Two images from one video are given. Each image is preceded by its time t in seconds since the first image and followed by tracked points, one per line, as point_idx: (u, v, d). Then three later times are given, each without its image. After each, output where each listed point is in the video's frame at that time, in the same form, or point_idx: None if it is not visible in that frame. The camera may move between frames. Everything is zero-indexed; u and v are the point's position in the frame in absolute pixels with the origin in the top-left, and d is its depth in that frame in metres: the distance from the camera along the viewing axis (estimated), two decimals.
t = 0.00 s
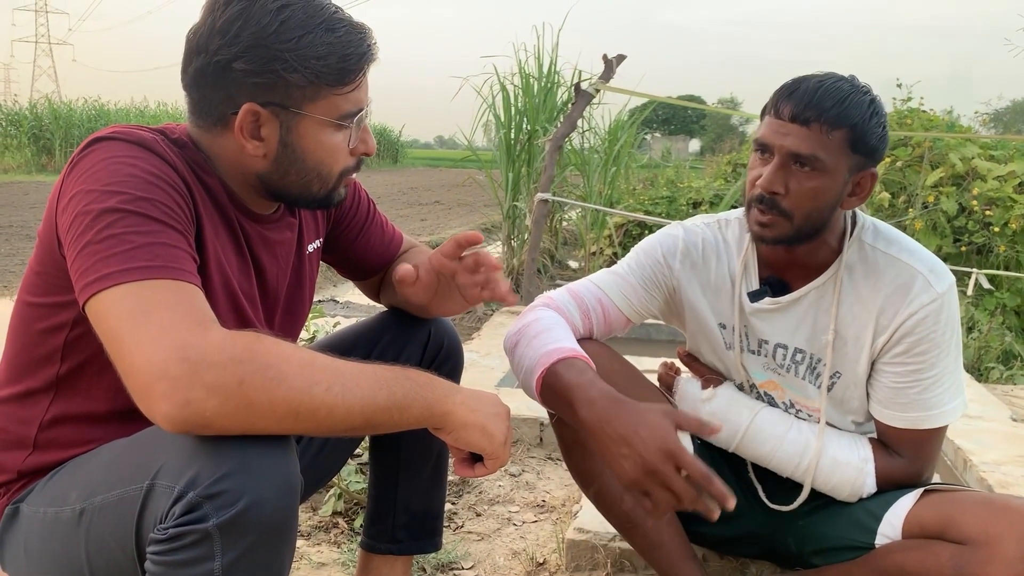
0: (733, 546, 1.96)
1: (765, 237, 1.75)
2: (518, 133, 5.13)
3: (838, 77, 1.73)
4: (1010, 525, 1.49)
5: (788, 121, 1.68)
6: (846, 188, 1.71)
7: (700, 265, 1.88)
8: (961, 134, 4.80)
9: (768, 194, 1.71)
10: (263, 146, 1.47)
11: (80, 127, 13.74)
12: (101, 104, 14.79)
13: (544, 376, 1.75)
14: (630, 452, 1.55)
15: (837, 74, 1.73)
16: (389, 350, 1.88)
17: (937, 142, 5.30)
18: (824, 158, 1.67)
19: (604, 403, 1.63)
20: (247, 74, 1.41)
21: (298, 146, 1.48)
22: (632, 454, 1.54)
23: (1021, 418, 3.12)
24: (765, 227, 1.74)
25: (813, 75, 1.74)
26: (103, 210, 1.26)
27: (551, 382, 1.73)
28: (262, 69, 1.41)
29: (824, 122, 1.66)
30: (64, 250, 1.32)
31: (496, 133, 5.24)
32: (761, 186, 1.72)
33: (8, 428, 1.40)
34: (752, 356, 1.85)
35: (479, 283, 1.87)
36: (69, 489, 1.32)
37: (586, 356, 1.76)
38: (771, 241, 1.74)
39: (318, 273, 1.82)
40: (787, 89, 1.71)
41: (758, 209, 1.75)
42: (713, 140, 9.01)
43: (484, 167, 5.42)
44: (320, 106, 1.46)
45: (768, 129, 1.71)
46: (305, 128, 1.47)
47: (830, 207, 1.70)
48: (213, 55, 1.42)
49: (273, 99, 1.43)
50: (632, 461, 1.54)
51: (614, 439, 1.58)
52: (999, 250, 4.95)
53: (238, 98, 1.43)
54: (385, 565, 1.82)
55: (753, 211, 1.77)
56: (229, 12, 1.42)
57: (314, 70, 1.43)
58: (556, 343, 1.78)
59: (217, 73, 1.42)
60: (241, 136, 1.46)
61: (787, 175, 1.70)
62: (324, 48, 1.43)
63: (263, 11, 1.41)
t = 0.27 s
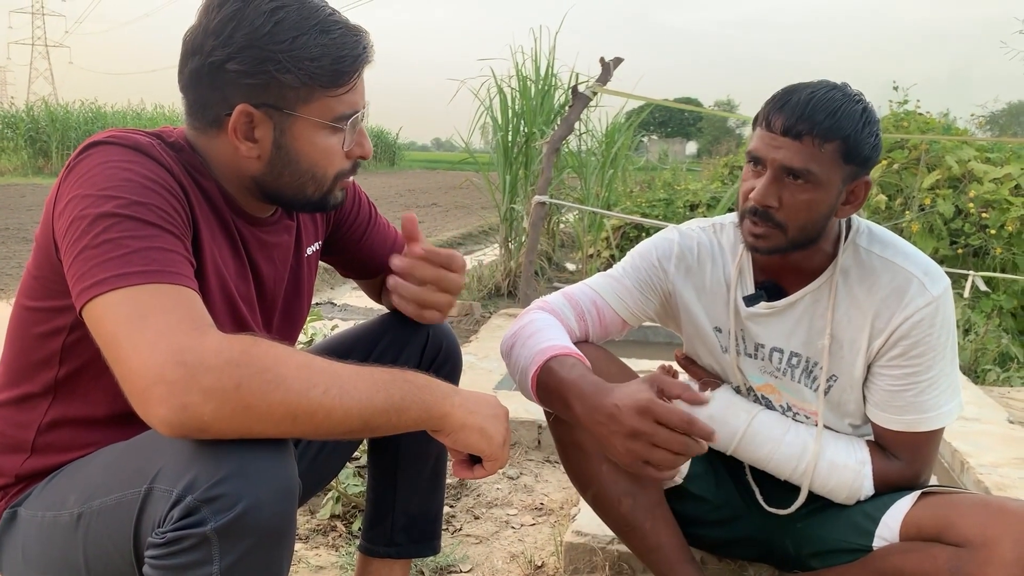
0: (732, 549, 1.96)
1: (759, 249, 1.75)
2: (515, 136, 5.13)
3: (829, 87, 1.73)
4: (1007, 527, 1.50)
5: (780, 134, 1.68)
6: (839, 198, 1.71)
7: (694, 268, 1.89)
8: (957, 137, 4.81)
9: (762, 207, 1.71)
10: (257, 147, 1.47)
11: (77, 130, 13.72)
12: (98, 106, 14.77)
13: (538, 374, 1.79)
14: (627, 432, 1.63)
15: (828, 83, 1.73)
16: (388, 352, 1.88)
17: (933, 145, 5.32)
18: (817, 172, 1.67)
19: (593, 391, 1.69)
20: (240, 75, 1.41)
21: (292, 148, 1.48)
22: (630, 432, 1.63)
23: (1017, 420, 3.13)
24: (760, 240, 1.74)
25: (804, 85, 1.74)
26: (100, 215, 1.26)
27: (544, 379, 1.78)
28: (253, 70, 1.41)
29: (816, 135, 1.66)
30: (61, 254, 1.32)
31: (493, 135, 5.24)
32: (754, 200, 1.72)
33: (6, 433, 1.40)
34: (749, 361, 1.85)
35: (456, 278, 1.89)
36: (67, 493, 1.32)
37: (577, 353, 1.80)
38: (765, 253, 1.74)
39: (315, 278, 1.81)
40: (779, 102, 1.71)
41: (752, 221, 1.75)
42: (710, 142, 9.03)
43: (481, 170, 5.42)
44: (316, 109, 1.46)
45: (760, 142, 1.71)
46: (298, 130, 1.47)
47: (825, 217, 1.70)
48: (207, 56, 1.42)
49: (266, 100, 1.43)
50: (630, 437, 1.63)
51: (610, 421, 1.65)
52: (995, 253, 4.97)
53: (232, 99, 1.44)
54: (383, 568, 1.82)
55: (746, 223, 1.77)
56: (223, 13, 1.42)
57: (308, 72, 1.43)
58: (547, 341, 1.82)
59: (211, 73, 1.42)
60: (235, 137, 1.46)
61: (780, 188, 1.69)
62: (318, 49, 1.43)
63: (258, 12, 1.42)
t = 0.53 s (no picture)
0: (730, 550, 1.95)
1: (759, 245, 1.75)
2: (512, 138, 5.13)
3: (823, 82, 1.73)
4: (1005, 528, 1.49)
5: (774, 130, 1.68)
6: (837, 193, 1.71)
7: (697, 272, 1.88)
8: (954, 138, 4.82)
9: (759, 203, 1.71)
10: (237, 136, 1.47)
11: (73, 132, 13.70)
12: (96, 109, 14.76)
13: (535, 400, 1.73)
14: (599, 494, 1.55)
15: (821, 79, 1.73)
16: (386, 354, 1.88)
17: (931, 146, 5.32)
18: (811, 166, 1.67)
19: (588, 438, 1.63)
20: (224, 58, 1.43)
21: (271, 140, 1.46)
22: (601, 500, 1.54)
23: (1015, 421, 3.13)
24: (759, 236, 1.74)
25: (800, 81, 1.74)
26: (97, 215, 1.26)
27: (540, 407, 1.72)
28: (235, 53, 1.43)
29: (809, 129, 1.66)
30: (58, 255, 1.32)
31: (490, 137, 5.24)
32: (752, 196, 1.72)
33: (2, 434, 1.39)
34: (746, 363, 1.85)
35: (417, 247, 1.85)
36: (63, 494, 1.31)
37: (577, 380, 1.74)
38: (765, 250, 1.74)
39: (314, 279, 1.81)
40: (774, 99, 1.71)
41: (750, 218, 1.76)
42: (707, 144, 9.04)
43: (479, 172, 5.42)
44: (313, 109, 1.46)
45: (756, 139, 1.71)
46: (279, 121, 1.45)
47: (822, 212, 1.70)
48: (199, 43, 1.46)
49: (248, 86, 1.43)
50: (599, 504, 1.55)
51: (589, 478, 1.58)
52: (993, 254, 4.97)
53: (217, 85, 1.45)
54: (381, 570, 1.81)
55: (745, 220, 1.77)
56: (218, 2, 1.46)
57: (288, 61, 1.42)
58: (547, 366, 1.76)
59: (203, 60, 1.46)
60: (215, 124, 1.47)
61: (776, 183, 1.69)
62: (302, 39, 1.42)
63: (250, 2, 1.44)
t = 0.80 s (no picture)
0: (730, 552, 1.95)
1: (759, 236, 1.75)
2: (512, 139, 5.14)
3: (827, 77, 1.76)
4: (1005, 528, 1.49)
5: (776, 119, 1.71)
6: (839, 184, 1.73)
7: (705, 273, 1.88)
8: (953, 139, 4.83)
9: (759, 192, 1.73)
10: (232, 132, 1.47)
11: (72, 133, 13.70)
12: (94, 111, 14.76)
13: (538, 429, 1.73)
14: (601, 552, 1.57)
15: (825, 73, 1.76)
16: (385, 356, 1.88)
17: (930, 147, 5.33)
18: (812, 154, 1.68)
19: (594, 490, 1.63)
20: (224, 53, 1.45)
21: (266, 139, 1.46)
22: (603, 560, 1.57)
23: (1014, 422, 3.13)
24: (759, 226, 1.74)
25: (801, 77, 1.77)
26: (99, 215, 1.25)
27: (542, 437, 1.72)
28: (235, 48, 1.44)
29: (810, 117, 1.68)
30: (59, 255, 1.32)
31: (489, 138, 5.24)
32: (752, 185, 1.74)
33: (2, 435, 1.39)
34: (749, 363, 1.86)
35: (395, 238, 1.83)
36: (63, 495, 1.31)
37: (581, 412, 1.74)
38: (765, 241, 1.74)
39: (315, 281, 1.80)
40: (775, 90, 1.75)
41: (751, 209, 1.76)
42: (706, 145, 9.05)
43: (478, 173, 5.42)
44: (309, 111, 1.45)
45: (756, 128, 1.74)
46: (274, 121, 1.45)
47: (823, 203, 1.70)
48: (206, 38, 1.49)
49: (244, 83, 1.44)
50: (599, 562, 1.57)
51: (592, 533, 1.60)
52: (992, 255, 4.98)
53: (217, 81, 1.46)
54: (381, 571, 1.81)
55: (745, 211, 1.78)
56: None
57: (284, 57, 1.42)
58: (553, 393, 1.75)
59: (208, 56, 1.48)
60: (213, 120, 1.47)
61: (777, 171, 1.71)
62: (300, 38, 1.43)
63: None
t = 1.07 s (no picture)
0: (730, 553, 1.95)
1: (756, 235, 1.76)
2: (511, 140, 5.14)
3: (821, 76, 1.75)
4: (1006, 530, 1.49)
5: (769, 118, 1.72)
6: (836, 183, 1.72)
7: (705, 273, 1.88)
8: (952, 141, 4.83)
9: (754, 190, 1.73)
10: (234, 132, 1.48)
11: (71, 135, 13.70)
12: (94, 112, 14.76)
13: (535, 421, 1.74)
14: (591, 543, 1.58)
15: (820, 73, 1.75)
16: (385, 357, 1.88)
17: (929, 148, 5.33)
18: (806, 153, 1.69)
19: (588, 481, 1.64)
20: (226, 53, 1.45)
21: (272, 139, 1.46)
22: (591, 549, 1.57)
23: (1014, 423, 3.13)
24: (755, 226, 1.75)
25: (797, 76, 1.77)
26: (101, 216, 1.25)
27: (538, 430, 1.73)
28: (237, 48, 1.44)
29: (803, 116, 1.69)
30: (61, 256, 1.32)
31: (489, 139, 5.24)
32: (747, 184, 1.74)
33: (3, 436, 1.39)
34: (750, 364, 1.86)
35: (394, 240, 1.83)
36: (64, 497, 1.31)
37: (578, 403, 1.74)
38: (763, 239, 1.75)
39: (315, 282, 1.80)
40: (768, 91, 1.75)
41: (747, 208, 1.77)
42: (706, 147, 9.05)
43: (478, 174, 5.42)
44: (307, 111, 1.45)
45: (752, 128, 1.74)
46: (277, 119, 1.45)
47: (818, 201, 1.71)
48: (206, 39, 1.49)
49: (246, 82, 1.44)
50: (588, 551, 1.58)
51: (582, 524, 1.60)
52: (992, 256, 4.98)
53: (218, 80, 1.46)
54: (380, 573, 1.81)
55: (743, 210, 1.79)
56: None
57: (286, 56, 1.42)
58: (549, 385, 1.75)
59: (209, 56, 1.48)
60: (215, 120, 1.47)
61: (770, 170, 1.72)
62: (301, 37, 1.43)
63: None
